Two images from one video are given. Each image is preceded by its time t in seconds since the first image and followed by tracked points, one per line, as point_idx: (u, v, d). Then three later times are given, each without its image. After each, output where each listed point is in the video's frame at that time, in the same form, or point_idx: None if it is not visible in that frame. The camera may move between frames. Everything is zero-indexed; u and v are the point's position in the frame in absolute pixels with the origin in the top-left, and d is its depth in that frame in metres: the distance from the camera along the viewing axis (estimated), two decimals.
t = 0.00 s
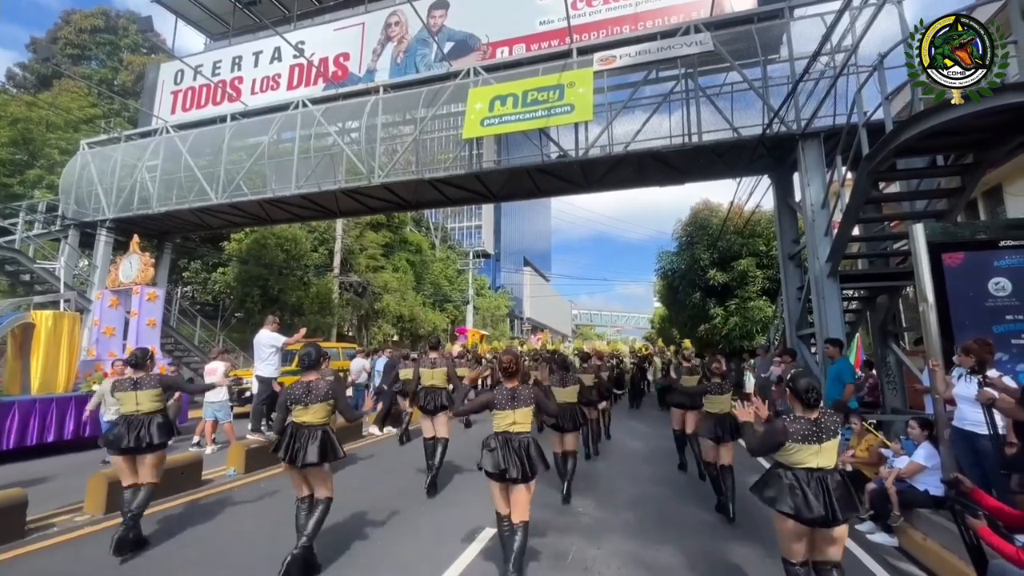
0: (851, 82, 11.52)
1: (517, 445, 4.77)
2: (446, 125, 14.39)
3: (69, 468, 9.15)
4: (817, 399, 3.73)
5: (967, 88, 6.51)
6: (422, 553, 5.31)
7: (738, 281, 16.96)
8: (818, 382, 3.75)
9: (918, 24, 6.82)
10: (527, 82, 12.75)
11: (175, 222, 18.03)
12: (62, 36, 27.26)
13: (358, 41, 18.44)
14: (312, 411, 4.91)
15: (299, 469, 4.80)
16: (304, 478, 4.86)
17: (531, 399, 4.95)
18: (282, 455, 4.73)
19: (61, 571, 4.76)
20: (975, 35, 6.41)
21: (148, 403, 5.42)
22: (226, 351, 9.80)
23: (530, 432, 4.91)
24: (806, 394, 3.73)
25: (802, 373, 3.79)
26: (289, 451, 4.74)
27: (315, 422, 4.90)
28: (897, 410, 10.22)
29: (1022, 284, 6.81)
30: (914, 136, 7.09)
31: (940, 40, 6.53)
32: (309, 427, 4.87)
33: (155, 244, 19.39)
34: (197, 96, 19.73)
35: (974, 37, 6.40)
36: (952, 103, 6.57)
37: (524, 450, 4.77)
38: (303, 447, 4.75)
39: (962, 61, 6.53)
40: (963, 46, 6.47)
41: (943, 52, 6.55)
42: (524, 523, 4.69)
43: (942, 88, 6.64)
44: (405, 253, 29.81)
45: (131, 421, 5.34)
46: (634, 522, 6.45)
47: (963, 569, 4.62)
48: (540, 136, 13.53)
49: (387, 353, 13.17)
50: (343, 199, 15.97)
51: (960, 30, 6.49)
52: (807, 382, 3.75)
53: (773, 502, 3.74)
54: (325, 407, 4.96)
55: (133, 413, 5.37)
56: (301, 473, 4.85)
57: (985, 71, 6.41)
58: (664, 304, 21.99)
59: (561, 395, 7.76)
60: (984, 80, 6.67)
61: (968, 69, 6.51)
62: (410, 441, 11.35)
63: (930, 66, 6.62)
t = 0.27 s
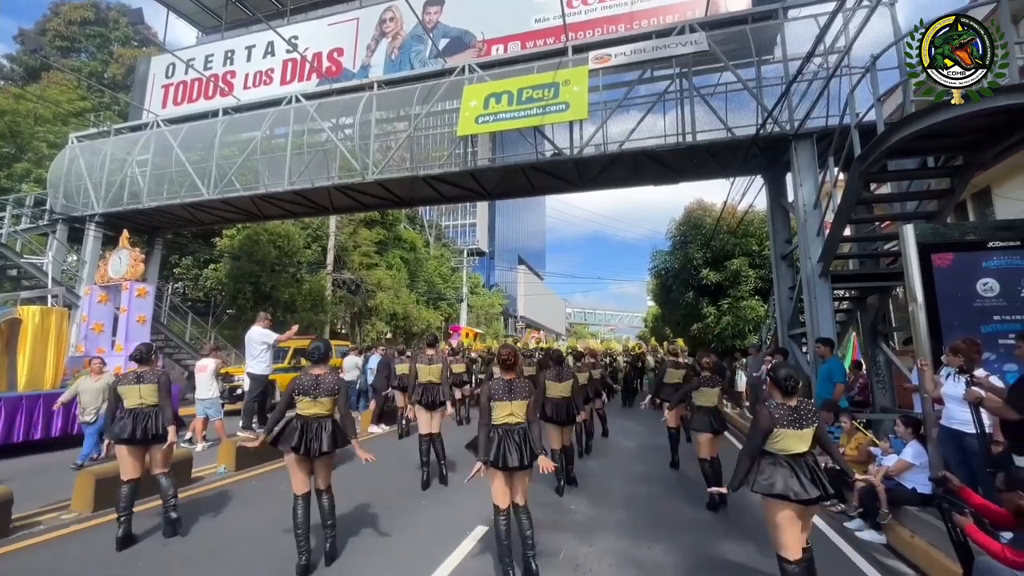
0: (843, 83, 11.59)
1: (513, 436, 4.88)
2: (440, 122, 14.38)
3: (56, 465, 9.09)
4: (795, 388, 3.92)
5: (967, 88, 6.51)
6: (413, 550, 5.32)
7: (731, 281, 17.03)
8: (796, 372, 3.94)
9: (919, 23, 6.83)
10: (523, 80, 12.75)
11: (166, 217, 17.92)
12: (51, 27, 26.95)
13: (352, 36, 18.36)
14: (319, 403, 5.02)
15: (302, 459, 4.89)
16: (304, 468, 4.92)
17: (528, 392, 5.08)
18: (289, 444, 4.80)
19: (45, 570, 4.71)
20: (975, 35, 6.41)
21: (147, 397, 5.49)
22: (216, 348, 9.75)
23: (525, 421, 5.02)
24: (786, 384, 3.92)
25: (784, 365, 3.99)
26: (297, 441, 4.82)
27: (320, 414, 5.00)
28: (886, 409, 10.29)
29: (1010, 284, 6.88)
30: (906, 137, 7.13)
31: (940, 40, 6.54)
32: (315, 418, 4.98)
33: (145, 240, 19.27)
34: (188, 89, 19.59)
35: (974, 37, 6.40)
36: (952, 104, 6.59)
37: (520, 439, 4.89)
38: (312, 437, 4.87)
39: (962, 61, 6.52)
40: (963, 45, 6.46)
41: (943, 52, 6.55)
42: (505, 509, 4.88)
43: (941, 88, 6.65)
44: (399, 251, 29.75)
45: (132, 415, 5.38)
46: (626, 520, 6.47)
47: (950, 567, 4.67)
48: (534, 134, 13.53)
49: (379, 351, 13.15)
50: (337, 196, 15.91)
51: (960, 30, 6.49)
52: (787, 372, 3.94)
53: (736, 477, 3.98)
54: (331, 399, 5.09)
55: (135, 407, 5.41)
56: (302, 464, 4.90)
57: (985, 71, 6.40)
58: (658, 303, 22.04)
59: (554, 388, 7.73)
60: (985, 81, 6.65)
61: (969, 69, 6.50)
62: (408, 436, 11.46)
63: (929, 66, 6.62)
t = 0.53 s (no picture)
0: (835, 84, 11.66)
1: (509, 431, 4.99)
2: (434, 119, 14.37)
3: (42, 462, 9.02)
4: (775, 389, 4.12)
5: (966, 88, 6.46)
6: (404, 547, 5.33)
7: (723, 280, 17.11)
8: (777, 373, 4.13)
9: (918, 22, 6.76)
10: (517, 77, 12.74)
11: (155, 213, 17.79)
12: (39, 19, 26.64)
13: (345, 32, 18.28)
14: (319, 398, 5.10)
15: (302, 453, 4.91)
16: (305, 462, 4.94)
17: (519, 392, 5.09)
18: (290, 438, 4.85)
19: (28, 571, 4.66)
20: (975, 35, 6.36)
21: (150, 397, 5.60)
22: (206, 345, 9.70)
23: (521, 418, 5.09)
24: (766, 384, 4.11)
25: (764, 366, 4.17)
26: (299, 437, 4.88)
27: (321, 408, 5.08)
28: (875, 408, 10.37)
29: (997, 284, 6.94)
30: (897, 138, 7.17)
31: (940, 40, 6.48)
32: (316, 413, 5.05)
33: (134, 235, 19.13)
34: (179, 83, 19.44)
35: (974, 37, 6.35)
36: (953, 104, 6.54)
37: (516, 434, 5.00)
38: (313, 431, 4.92)
39: (962, 61, 6.47)
40: (963, 45, 6.41)
41: (943, 52, 6.50)
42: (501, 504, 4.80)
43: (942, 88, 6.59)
44: (392, 248, 29.68)
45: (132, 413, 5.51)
46: (616, 517, 6.50)
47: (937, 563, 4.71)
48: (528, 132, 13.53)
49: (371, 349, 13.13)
50: (329, 192, 15.85)
51: (960, 30, 6.43)
52: (768, 374, 4.12)
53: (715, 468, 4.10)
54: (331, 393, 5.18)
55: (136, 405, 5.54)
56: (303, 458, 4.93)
57: (985, 71, 6.35)
58: (650, 302, 22.11)
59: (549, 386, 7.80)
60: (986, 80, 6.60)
61: (968, 69, 6.45)
62: (401, 433, 11.48)
63: (930, 66, 6.55)
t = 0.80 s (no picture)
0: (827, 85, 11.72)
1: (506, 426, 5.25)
2: (428, 116, 14.37)
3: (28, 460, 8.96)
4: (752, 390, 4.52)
5: (966, 88, 6.41)
6: (395, 545, 5.33)
7: (715, 279, 17.18)
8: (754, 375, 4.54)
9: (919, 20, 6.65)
10: (511, 75, 12.75)
11: (145, 209, 17.66)
12: (26, 11, 26.33)
13: (338, 28, 18.21)
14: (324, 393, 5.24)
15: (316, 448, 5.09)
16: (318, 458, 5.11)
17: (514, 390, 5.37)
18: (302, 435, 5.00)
19: (13, 570, 4.62)
20: (976, 35, 6.25)
21: (152, 394, 5.94)
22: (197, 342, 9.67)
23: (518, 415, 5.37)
24: (745, 386, 4.51)
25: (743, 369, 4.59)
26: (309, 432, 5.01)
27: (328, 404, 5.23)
28: (864, 406, 10.44)
29: (984, 284, 7.01)
30: (888, 138, 7.20)
31: (940, 40, 6.38)
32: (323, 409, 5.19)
33: (123, 232, 18.99)
34: (169, 78, 19.31)
35: (974, 37, 6.24)
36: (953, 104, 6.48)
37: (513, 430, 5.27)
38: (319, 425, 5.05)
39: (962, 60, 6.37)
40: (963, 45, 6.32)
41: (943, 52, 6.41)
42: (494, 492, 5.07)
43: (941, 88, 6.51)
44: (385, 246, 29.61)
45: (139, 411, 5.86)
46: (608, 515, 6.53)
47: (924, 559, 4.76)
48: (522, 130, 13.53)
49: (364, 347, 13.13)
50: (322, 189, 15.79)
51: (960, 29, 6.33)
52: (746, 376, 4.53)
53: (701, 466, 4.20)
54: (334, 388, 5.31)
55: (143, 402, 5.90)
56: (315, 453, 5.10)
57: (985, 71, 6.28)
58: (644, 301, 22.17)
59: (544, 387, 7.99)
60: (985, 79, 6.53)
61: (968, 69, 6.37)
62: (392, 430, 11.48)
63: (930, 66, 6.45)
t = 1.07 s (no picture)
0: (819, 86, 11.80)
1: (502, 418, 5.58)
2: (422, 114, 14.37)
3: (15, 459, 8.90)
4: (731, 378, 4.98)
5: (966, 88, 6.42)
6: (387, 544, 5.34)
7: (709, 278, 17.25)
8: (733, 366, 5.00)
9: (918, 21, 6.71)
10: (506, 74, 12.75)
11: (135, 206, 17.56)
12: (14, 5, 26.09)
13: (332, 25, 18.16)
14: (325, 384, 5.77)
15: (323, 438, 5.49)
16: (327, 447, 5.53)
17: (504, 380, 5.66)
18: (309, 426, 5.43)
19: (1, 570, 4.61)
20: (975, 35, 6.31)
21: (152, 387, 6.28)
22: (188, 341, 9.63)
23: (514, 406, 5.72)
24: (724, 374, 4.99)
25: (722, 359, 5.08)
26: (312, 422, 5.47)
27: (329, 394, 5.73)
28: (855, 405, 10.52)
29: (973, 284, 7.08)
30: (879, 139, 7.26)
31: (940, 40, 6.43)
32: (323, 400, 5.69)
33: (113, 229, 18.87)
34: (160, 74, 19.20)
35: (974, 37, 6.30)
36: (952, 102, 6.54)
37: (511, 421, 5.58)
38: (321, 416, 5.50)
39: (962, 61, 6.39)
40: (963, 45, 6.36)
41: (942, 52, 6.43)
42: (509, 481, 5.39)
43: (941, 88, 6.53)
44: (379, 244, 29.53)
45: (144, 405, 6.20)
46: (600, 514, 6.56)
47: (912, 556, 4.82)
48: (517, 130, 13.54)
49: (357, 346, 13.11)
50: (316, 187, 15.74)
51: (960, 30, 6.39)
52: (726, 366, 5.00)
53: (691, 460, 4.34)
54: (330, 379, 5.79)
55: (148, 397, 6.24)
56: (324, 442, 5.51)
57: (985, 71, 6.28)
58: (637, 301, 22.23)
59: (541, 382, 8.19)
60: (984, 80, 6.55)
61: (968, 69, 6.38)
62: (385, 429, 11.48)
63: (930, 66, 6.47)
